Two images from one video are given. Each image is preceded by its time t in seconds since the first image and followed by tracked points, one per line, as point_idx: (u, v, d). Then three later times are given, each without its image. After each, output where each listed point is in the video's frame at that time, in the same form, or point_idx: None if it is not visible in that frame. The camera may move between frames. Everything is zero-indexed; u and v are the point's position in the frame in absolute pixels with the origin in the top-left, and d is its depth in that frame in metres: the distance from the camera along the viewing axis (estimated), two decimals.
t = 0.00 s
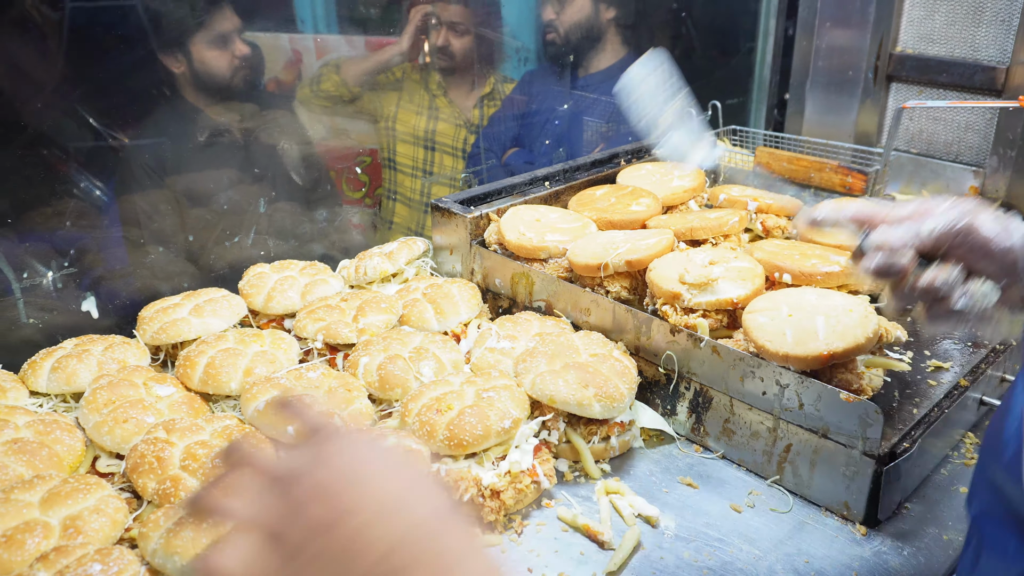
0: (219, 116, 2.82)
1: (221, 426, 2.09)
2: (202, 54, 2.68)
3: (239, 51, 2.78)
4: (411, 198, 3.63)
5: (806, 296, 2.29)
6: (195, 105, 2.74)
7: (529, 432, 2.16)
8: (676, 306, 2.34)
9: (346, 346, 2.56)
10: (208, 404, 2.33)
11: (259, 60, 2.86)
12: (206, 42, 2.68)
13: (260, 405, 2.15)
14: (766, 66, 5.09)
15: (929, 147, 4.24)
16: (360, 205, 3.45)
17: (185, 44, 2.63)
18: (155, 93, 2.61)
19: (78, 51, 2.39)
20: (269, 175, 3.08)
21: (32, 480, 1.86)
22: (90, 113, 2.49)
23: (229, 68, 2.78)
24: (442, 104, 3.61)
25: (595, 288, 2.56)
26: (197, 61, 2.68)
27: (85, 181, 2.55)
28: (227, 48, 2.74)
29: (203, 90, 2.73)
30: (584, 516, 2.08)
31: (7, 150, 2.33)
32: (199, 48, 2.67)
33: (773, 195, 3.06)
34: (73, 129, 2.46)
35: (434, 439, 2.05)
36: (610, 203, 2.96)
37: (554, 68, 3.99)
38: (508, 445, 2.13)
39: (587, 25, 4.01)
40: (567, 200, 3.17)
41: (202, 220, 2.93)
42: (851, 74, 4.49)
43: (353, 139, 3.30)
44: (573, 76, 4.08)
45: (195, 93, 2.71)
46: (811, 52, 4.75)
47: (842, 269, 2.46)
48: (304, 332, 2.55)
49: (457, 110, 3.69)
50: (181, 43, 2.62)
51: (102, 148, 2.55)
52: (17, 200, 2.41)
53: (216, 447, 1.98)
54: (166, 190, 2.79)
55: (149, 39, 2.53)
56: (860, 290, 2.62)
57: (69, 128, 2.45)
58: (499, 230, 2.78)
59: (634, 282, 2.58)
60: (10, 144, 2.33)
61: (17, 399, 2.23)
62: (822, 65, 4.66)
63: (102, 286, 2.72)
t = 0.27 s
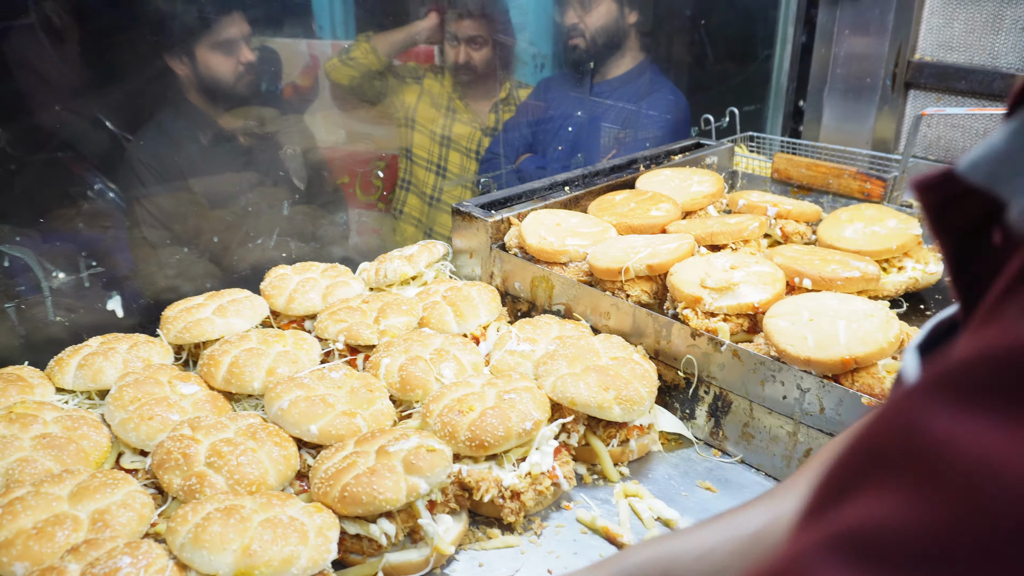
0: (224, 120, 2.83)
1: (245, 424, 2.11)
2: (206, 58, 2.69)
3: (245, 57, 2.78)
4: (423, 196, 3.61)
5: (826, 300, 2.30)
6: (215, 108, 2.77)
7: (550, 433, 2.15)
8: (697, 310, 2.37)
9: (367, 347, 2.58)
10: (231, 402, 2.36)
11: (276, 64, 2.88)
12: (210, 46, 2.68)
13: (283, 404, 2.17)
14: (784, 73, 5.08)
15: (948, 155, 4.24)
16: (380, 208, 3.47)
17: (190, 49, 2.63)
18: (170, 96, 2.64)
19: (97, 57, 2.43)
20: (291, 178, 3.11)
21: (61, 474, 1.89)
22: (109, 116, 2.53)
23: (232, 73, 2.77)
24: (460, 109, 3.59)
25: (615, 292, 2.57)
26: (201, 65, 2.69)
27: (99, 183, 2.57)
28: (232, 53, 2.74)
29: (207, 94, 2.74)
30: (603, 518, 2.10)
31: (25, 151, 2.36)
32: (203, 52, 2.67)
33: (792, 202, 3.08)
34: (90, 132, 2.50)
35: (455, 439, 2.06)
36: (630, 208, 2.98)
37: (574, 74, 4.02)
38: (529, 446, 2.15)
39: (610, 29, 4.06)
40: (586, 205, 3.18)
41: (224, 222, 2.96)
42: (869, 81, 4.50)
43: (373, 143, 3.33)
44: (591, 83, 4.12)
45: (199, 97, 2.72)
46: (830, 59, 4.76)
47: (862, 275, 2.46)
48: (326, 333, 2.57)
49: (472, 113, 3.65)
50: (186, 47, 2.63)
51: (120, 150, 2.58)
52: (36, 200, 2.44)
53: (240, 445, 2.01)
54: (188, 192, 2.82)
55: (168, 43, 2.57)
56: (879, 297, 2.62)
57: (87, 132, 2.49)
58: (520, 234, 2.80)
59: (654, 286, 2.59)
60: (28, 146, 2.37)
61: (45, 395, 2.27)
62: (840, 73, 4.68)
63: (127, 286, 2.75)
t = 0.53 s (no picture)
0: (236, 120, 2.81)
1: (273, 421, 2.13)
2: (227, 59, 2.70)
3: (264, 58, 2.79)
4: (440, 208, 3.62)
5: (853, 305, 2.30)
6: (240, 109, 2.80)
7: (575, 433, 2.17)
8: (723, 312, 2.38)
9: (392, 346, 2.60)
10: (258, 399, 2.38)
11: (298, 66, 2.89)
12: (232, 48, 2.70)
13: (311, 401, 2.19)
14: (806, 78, 5.05)
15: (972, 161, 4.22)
16: (404, 209, 3.49)
17: (212, 49, 2.65)
18: (189, 97, 2.65)
19: (120, 59, 2.45)
20: (316, 179, 3.14)
21: (94, 467, 1.92)
22: (129, 117, 2.54)
23: (253, 74, 2.78)
24: (479, 113, 3.61)
25: (640, 293, 2.58)
26: (222, 65, 2.70)
27: (118, 183, 2.58)
28: (253, 54, 2.75)
29: (226, 95, 2.75)
30: (627, 518, 2.10)
31: (45, 151, 2.38)
32: (224, 54, 2.69)
33: (817, 206, 3.08)
34: (109, 132, 2.51)
35: (481, 438, 2.07)
36: (654, 210, 2.98)
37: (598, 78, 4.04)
38: (554, 446, 2.15)
39: (626, 37, 4.03)
40: (609, 208, 3.19)
41: (251, 221, 2.99)
42: (894, 87, 4.59)
43: (396, 144, 3.35)
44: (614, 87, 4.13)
45: (215, 97, 2.72)
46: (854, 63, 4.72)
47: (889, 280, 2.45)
48: (351, 332, 2.59)
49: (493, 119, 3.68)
50: (208, 47, 2.64)
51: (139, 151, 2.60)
52: (60, 200, 2.47)
53: (269, 440, 2.03)
54: (215, 192, 2.85)
55: (193, 45, 2.60)
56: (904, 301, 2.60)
57: (104, 131, 2.50)
58: (545, 235, 2.82)
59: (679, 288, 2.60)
60: (53, 146, 2.39)
61: (76, 389, 2.30)
62: (864, 79, 4.68)
63: (155, 283, 2.79)
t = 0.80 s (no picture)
0: (258, 113, 2.83)
1: (296, 410, 2.14)
2: (250, 52, 2.72)
3: (287, 51, 2.81)
4: (460, 205, 3.62)
5: (877, 302, 2.27)
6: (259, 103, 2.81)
7: (597, 427, 2.16)
8: (745, 307, 2.36)
9: (414, 338, 2.61)
10: (280, 389, 2.39)
11: (317, 60, 2.90)
12: (256, 40, 2.72)
13: (334, 391, 2.20)
14: (828, 76, 5.09)
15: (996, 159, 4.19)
16: (425, 203, 3.50)
17: (235, 42, 2.67)
18: (207, 93, 2.67)
19: (139, 54, 2.47)
20: (338, 173, 3.15)
21: (121, 454, 1.94)
22: (149, 112, 2.56)
23: (275, 67, 2.80)
24: (495, 108, 3.58)
25: (662, 289, 2.58)
26: (245, 58, 2.72)
27: (138, 177, 2.60)
28: (276, 46, 2.77)
29: (250, 88, 2.77)
30: (649, 511, 2.10)
31: (63, 144, 2.40)
32: (247, 46, 2.71)
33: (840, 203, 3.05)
34: (127, 125, 2.52)
35: (503, 430, 2.07)
36: (675, 205, 2.98)
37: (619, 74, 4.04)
38: (576, 439, 2.15)
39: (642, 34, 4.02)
40: (630, 202, 3.19)
41: (272, 214, 3.01)
42: (916, 84, 4.53)
43: (416, 138, 3.36)
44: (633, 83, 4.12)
45: (238, 90, 2.74)
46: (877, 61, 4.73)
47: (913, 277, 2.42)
48: (373, 324, 2.60)
49: (510, 116, 3.66)
50: (229, 41, 2.66)
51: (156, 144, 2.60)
52: (79, 193, 2.48)
53: (293, 430, 2.04)
54: (237, 184, 2.87)
55: (212, 41, 2.61)
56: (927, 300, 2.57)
57: (122, 124, 2.50)
58: (566, 229, 2.82)
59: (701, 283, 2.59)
60: (72, 141, 2.41)
61: (102, 377, 2.32)
62: (887, 76, 4.66)
63: (179, 274, 2.81)
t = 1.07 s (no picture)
0: (294, 88, 2.86)
1: (312, 392, 2.14)
2: (287, 29, 2.75)
3: (321, 26, 2.83)
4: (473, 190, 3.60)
5: (897, 288, 2.26)
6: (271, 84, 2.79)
7: (613, 412, 2.15)
8: (764, 294, 2.33)
9: (428, 321, 2.60)
10: (295, 370, 2.39)
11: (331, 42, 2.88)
12: (292, 17, 2.75)
13: (349, 373, 2.19)
14: (845, 61, 4.91)
15: (1015, 146, 4.14)
16: (439, 186, 3.48)
17: (272, 20, 2.70)
18: (218, 76, 2.64)
19: (151, 36, 2.45)
20: (352, 155, 3.13)
21: (136, 434, 1.93)
22: (161, 94, 2.54)
23: (311, 41, 2.83)
24: (508, 93, 3.56)
25: (679, 274, 2.55)
26: (259, 38, 2.70)
27: (150, 159, 2.58)
28: (310, 23, 2.79)
29: (285, 64, 2.80)
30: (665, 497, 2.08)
31: (75, 126, 2.38)
32: (284, 23, 2.74)
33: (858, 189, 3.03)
34: (141, 107, 2.50)
35: (520, 414, 2.06)
36: (692, 190, 2.96)
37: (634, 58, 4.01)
38: (592, 423, 2.14)
39: (656, 18, 3.97)
40: (646, 187, 3.16)
41: (286, 196, 3.00)
42: (936, 70, 4.62)
43: (431, 121, 3.34)
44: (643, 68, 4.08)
45: (275, 66, 2.78)
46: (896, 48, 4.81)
47: (933, 264, 2.40)
48: (388, 306, 2.59)
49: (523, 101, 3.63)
50: (242, 22, 2.64)
51: (171, 126, 2.59)
52: (91, 174, 2.47)
53: (309, 412, 2.03)
54: (251, 166, 2.85)
55: (225, 22, 2.59)
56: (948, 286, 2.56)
57: (135, 106, 2.49)
58: (582, 214, 2.79)
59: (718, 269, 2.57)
60: (85, 124, 2.40)
61: (117, 357, 2.32)
62: (905, 62, 4.76)
63: (193, 256, 2.80)
